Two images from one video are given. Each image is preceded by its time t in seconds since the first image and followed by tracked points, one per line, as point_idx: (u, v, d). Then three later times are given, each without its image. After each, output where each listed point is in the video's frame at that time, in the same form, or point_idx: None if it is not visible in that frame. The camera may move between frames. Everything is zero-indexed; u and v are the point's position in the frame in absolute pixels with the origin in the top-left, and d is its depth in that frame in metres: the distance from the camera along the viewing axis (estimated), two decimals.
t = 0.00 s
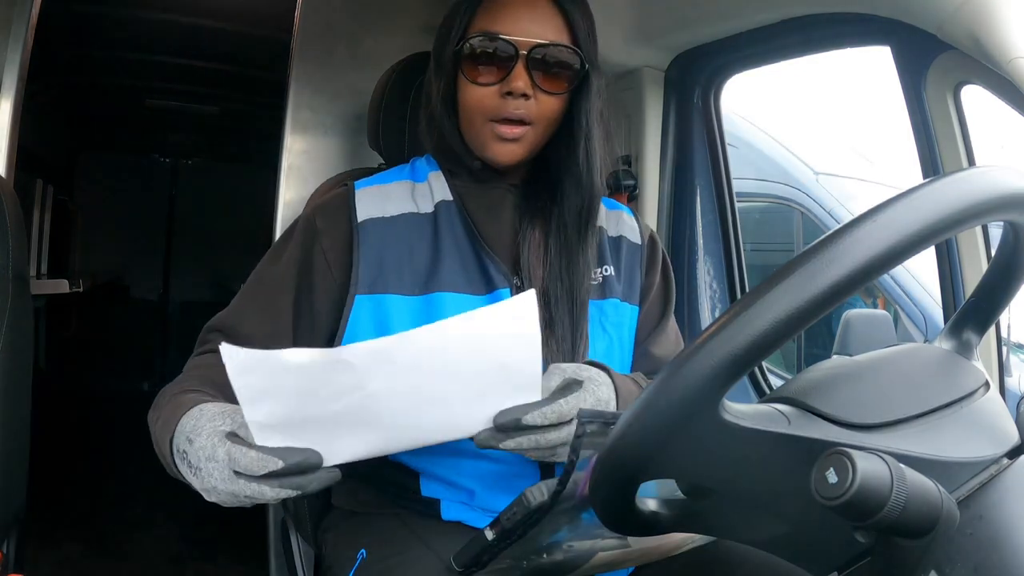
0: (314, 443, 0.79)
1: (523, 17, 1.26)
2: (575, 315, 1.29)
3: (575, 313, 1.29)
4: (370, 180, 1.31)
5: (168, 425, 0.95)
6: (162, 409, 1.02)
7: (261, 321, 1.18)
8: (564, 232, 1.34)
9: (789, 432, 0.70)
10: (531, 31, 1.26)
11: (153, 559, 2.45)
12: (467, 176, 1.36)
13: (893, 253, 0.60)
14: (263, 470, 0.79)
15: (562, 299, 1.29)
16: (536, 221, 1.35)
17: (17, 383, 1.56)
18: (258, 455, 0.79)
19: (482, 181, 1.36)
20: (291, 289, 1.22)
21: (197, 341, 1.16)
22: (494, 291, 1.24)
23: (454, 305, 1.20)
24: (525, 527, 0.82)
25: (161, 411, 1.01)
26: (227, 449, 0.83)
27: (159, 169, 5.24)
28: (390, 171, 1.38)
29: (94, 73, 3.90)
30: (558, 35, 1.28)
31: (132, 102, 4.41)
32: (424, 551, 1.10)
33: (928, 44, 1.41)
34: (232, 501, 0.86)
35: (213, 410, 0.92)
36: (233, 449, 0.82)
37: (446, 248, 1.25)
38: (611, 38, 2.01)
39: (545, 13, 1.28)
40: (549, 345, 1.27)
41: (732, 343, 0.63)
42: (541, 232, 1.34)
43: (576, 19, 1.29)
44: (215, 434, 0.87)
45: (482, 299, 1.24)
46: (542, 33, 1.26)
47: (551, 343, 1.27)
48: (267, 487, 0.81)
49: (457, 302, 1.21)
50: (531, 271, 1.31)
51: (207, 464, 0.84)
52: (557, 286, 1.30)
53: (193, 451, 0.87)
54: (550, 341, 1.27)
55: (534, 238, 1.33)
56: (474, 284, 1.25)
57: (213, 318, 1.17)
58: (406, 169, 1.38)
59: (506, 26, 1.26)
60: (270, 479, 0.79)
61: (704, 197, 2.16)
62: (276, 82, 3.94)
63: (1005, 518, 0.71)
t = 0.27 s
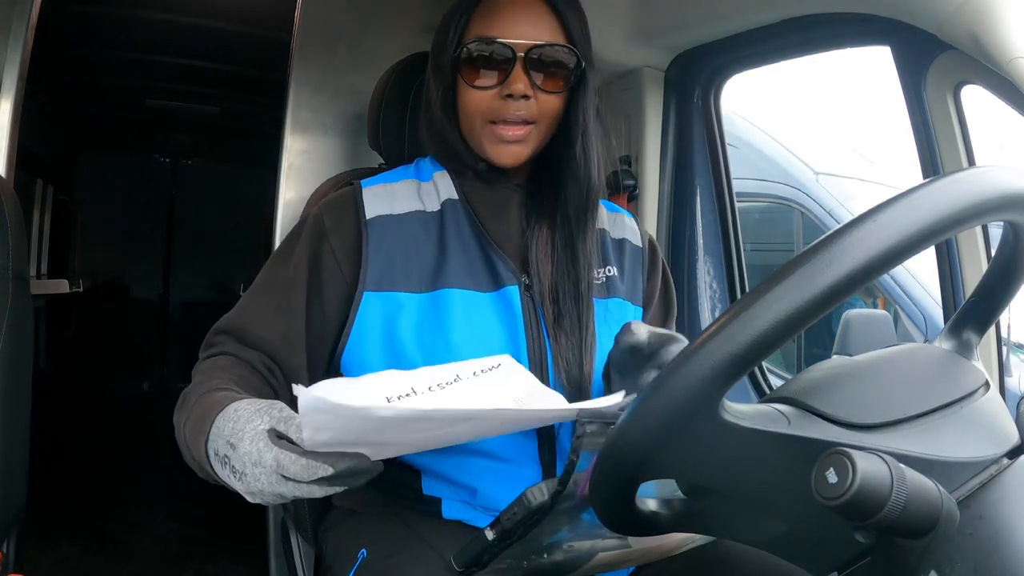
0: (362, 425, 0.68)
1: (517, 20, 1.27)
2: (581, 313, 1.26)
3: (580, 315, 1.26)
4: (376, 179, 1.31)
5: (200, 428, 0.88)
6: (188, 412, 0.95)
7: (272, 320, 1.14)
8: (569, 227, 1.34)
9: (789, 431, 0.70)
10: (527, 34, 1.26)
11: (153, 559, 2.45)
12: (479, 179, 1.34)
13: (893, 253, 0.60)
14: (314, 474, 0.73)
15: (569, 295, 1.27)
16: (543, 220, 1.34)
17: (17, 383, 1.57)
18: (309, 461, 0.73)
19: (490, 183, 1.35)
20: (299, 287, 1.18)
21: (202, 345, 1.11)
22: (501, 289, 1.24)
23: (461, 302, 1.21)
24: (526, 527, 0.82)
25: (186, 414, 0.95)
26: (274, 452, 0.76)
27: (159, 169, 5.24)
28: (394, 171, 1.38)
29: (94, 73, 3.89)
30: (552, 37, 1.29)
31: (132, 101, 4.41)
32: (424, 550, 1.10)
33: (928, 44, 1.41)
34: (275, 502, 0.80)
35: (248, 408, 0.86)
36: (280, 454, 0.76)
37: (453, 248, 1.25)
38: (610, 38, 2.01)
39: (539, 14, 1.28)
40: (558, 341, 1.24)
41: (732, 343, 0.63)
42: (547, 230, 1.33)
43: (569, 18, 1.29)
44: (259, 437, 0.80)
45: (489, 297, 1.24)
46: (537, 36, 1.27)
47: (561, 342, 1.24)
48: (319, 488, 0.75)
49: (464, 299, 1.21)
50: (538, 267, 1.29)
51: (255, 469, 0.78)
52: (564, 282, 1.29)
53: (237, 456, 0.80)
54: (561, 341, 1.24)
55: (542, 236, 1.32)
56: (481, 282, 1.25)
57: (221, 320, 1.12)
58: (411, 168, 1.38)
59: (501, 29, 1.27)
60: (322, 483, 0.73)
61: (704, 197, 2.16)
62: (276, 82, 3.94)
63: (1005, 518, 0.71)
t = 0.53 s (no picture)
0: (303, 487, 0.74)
1: (523, 21, 1.26)
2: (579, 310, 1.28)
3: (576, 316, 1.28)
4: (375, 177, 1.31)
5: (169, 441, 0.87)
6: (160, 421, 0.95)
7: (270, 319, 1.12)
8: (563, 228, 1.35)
9: (790, 431, 0.70)
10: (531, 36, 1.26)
11: (153, 559, 2.45)
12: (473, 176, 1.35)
13: (892, 254, 0.60)
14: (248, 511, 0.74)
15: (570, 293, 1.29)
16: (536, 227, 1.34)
17: (17, 383, 1.56)
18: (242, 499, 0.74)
19: (481, 179, 1.35)
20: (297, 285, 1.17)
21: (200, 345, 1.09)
22: (500, 285, 1.25)
23: (461, 298, 1.22)
24: (526, 528, 0.81)
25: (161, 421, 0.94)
26: (212, 485, 0.76)
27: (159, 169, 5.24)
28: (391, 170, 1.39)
29: (94, 72, 3.90)
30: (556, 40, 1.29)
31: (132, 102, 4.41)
32: (424, 551, 1.10)
33: (928, 44, 1.41)
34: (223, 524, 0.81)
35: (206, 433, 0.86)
36: (217, 489, 0.76)
37: (451, 245, 1.26)
38: (610, 38, 2.01)
39: (545, 16, 1.28)
40: (555, 338, 1.23)
41: (733, 342, 0.63)
42: (541, 232, 1.34)
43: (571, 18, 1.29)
44: (202, 466, 0.80)
45: (489, 293, 1.25)
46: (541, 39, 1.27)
47: (558, 339, 1.24)
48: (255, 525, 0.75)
49: (463, 295, 1.22)
50: (534, 267, 1.29)
51: (195, 498, 0.78)
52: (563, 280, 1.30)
53: (181, 484, 0.81)
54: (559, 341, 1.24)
55: (534, 239, 1.33)
56: (480, 278, 1.26)
57: (219, 318, 1.10)
58: (408, 167, 1.39)
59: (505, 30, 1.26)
60: (256, 521, 0.74)
61: (704, 195, 2.15)
62: (276, 82, 3.94)
63: (1005, 518, 0.71)
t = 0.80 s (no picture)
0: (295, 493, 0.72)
1: (532, 23, 1.26)
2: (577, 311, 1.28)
3: (572, 322, 1.27)
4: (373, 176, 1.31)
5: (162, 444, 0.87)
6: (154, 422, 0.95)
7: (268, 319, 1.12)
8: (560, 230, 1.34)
9: (789, 432, 0.70)
10: (539, 39, 1.26)
11: (154, 559, 2.45)
12: (466, 169, 1.34)
13: (893, 254, 0.60)
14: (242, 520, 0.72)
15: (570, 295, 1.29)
16: (531, 229, 1.33)
17: (17, 382, 1.56)
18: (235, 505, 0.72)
19: (479, 177, 1.34)
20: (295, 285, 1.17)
21: (200, 344, 1.10)
22: (497, 284, 1.25)
23: (458, 298, 1.21)
24: (526, 528, 0.81)
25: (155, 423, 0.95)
26: (204, 491, 0.76)
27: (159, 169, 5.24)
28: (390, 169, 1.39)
29: (94, 73, 3.89)
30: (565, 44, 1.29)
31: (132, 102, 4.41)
32: (424, 551, 1.10)
33: (928, 44, 1.41)
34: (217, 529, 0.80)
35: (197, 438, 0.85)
36: (210, 495, 0.75)
37: (449, 245, 1.26)
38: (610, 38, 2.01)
39: (554, 20, 1.28)
40: (552, 343, 1.23)
41: (733, 342, 0.63)
42: (537, 234, 1.33)
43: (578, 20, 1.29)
44: (195, 473, 0.80)
45: (487, 294, 1.25)
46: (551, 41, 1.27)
47: (555, 342, 1.24)
48: (249, 532, 0.74)
49: (460, 295, 1.22)
50: (531, 267, 1.29)
51: (187, 505, 0.78)
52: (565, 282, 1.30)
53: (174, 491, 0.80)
54: (556, 344, 1.24)
55: (530, 238, 1.32)
56: (477, 277, 1.25)
57: (217, 318, 1.11)
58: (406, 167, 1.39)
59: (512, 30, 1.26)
60: (249, 529, 0.73)
61: (704, 196, 2.16)
62: (276, 82, 3.94)
63: (1005, 518, 0.71)
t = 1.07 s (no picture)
0: (278, 497, 0.71)
1: (536, 23, 1.25)
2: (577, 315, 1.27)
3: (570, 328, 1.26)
4: (373, 177, 1.31)
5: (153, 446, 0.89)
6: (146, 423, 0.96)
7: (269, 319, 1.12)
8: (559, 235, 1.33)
9: (789, 431, 0.70)
10: (543, 40, 1.25)
11: (154, 560, 2.45)
12: (467, 170, 1.33)
13: (893, 253, 0.60)
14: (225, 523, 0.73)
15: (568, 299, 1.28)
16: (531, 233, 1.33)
17: (17, 382, 1.56)
18: (219, 508, 0.72)
19: (481, 179, 1.33)
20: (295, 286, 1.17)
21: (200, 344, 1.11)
22: (497, 286, 1.25)
23: (458, 299, 1.21)
24: (527, 527, 0.81)
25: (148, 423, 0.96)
26: (188, 493, 0.78)
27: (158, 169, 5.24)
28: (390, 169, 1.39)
29: (95, 72, 3.89)
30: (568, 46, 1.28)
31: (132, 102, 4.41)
32: (424, 550, 1.10)
33: (928, 44, 1.41)
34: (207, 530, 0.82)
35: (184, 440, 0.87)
36: (195, 497, 0.76)
37: (449, 245, 1.26)
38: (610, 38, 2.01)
39: (559, 20, 1.27)
40: (552, 347, 1.23)
41: (732, 342, 0.63)
42: (535, 236, 1.33)
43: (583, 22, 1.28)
44: (180, 475, 0.81)
45: (486, 295, 1.24)
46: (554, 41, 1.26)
47: (554, 345, 1.24)
48: (232, 534, 0.74)
49: (459, 297, 1.22)
50: (529, 269, 1.29)
51: (173, 506, 0.79)
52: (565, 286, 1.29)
53: (160, 491, 0.82)
54: (555, 347, 1.24)
55: (529, 243, 1.32)
56: (478, 278, 1.25)
57: (218, 318, 1.12)
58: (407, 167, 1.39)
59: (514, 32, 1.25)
60: (232, 531, 0.72)
61: (704, 196, 2.16)
62: (276, 82, 3.94)
63: (1005, 518, 0.71)
